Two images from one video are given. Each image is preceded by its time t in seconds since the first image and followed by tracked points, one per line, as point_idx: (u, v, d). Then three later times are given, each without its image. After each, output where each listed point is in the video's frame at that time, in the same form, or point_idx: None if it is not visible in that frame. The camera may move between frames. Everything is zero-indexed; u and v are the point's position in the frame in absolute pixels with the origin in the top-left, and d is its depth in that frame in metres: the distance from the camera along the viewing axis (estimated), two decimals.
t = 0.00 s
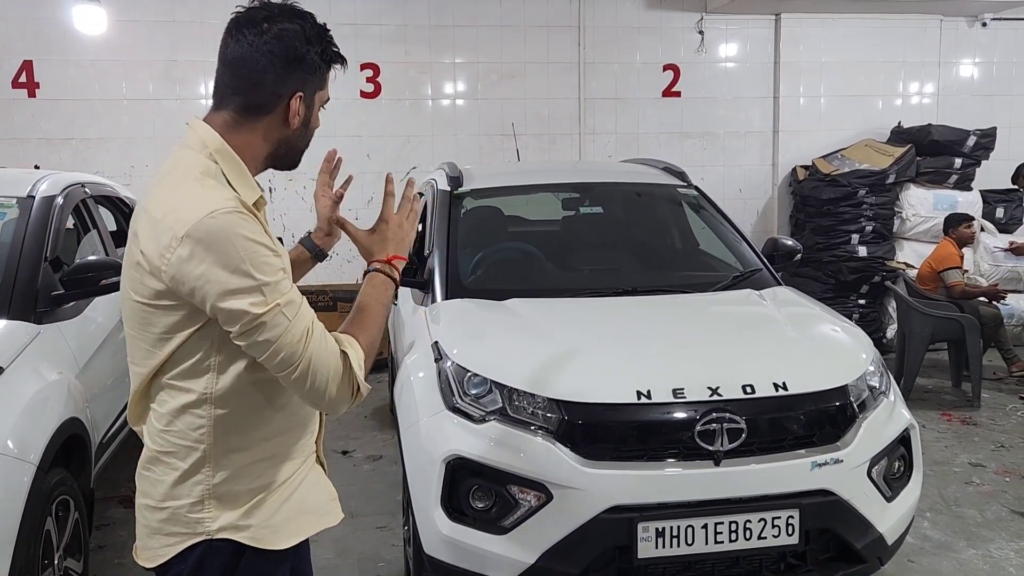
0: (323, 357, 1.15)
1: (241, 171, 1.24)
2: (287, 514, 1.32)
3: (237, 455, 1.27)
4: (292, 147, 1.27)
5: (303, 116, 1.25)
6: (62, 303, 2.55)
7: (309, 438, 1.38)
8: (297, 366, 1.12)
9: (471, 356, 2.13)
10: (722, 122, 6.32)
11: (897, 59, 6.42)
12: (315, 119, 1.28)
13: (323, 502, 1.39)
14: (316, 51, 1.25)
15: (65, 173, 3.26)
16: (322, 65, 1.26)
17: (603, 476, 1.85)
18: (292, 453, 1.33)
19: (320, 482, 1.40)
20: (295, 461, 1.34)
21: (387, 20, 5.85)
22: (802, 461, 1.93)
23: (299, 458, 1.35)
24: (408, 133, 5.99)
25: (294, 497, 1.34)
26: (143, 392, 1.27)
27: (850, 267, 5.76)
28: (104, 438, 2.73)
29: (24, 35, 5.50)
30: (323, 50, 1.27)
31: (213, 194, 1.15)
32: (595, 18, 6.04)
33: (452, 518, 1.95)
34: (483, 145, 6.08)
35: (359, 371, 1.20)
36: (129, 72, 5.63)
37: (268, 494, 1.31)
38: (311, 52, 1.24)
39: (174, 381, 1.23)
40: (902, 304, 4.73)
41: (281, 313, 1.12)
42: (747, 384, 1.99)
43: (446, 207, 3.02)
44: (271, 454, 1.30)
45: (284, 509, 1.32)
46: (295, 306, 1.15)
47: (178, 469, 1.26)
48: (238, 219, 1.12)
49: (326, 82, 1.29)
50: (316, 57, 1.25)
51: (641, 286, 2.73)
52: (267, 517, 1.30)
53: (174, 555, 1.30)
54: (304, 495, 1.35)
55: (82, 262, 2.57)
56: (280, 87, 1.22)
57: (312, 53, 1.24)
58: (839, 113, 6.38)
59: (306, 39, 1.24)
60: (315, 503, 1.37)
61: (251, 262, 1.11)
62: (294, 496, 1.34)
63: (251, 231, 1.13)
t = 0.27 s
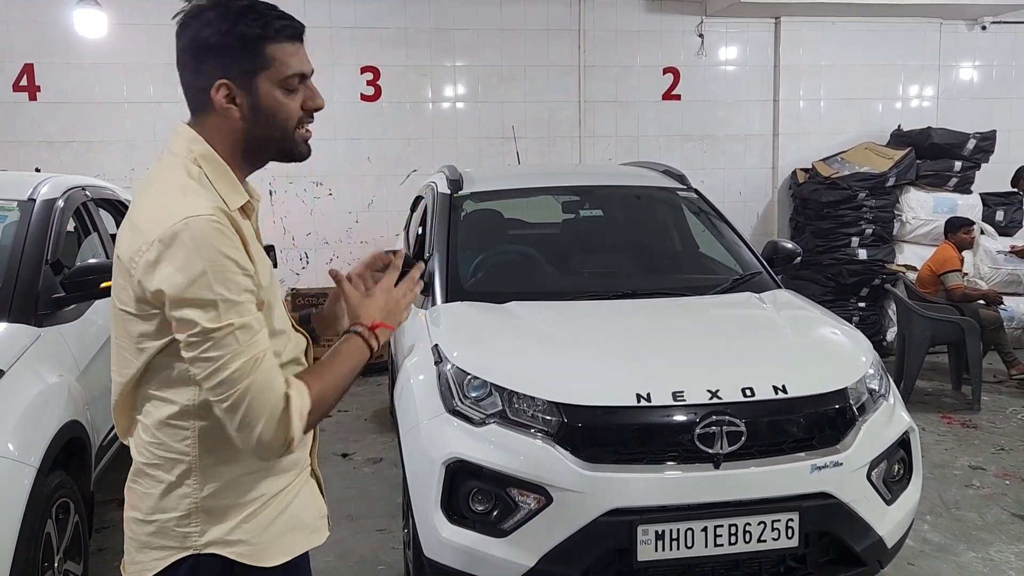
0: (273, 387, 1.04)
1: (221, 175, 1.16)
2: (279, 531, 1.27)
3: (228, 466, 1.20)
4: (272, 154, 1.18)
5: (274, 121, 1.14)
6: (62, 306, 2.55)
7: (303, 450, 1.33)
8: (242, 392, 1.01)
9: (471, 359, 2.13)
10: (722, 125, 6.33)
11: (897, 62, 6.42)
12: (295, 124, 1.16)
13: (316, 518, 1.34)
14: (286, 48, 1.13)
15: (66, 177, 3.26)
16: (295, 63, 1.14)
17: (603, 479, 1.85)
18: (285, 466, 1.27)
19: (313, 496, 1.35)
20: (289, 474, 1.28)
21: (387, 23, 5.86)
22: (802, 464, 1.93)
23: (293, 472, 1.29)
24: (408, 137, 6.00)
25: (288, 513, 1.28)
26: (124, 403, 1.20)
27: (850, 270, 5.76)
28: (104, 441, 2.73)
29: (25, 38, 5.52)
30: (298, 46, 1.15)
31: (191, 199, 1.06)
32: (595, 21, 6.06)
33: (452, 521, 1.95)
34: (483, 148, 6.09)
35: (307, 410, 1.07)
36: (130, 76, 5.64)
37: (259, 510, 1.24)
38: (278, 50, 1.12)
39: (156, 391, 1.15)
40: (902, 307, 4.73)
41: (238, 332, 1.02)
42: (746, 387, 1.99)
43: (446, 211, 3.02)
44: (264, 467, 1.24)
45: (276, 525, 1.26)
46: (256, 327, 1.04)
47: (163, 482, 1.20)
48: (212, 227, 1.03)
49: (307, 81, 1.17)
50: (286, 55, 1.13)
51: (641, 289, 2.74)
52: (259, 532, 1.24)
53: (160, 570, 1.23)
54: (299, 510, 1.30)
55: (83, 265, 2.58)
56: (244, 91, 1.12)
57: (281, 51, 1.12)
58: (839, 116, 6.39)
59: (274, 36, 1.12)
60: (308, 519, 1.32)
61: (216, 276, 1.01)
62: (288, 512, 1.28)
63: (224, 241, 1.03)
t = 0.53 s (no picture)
0: (124, 407, 1.05)
1: (180, 175, 1.23)
2: (233, 553, 1.26)
3: (183, 481, 1.20)
4: (210, 154, 1.25)
5: (204, 119, 1.22)
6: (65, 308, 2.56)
7: (280, 476, 1.33)
8: (87, 393, 1.04)
9: (473, 361, 2.13)
10: (724, 128, 6.33)
11: (899, 66, 6.42)
12: (224, 124, 1.22)
13: (285, 546, 1.35)
14: (226, 51, 1.21)
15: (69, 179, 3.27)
16: (231, 65, 1.22)
17: (605, 482, 1.85)
18: (249, 488, 1.27)
19: (288, 524, 1.36)
20: (258, 497, 1.29)
21: (389, 26, 5.87)
22: (804, 467, 1.93)
23: (262, 496, 1.30)
24: (410, 139, 6.01)
25: (249, 537, 1.28)
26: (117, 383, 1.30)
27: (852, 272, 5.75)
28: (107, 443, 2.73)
29: (28, 41, 5.53)
30: (241, 50, 1.22)
31: (124, 197, 1.12)
32: (597, 24, 6.06)
33: (453, 524, 1.95)
34: (485, 150, 6.09)
35: (152, 440, 1.06)
36: (132, 78, 5.65)
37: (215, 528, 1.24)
38: (216, 51, 1.21)
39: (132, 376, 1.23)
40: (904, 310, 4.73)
41: (113, 340, 1.04)
42: (748, 390, 1.99)
43: (448, 214, 3.03)
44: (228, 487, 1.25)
45: (236, 547, 1.26)
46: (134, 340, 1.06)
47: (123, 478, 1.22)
48: (119, 229, 1.06)
49: (245, 84, 1.23)
50: (225, 57, 1.21)
51: (643, 291, 2.74)
52: (214, 552, 1.24)
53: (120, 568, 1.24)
54: (265, 535, 1.31)
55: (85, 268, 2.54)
56: (187, 91, 1.24)
57: (219, 52, 1.21)
58: (841, 119, 6.39)
59: (218, 40, 1.22)
60: (275, 546, 1.33)
61: (106, 279, 1.04)
62: (251, 535, 1.28)
63: (129, 245, 1.06)
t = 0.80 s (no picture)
0: (56, 396, 1.09)
1: (166, 177, 1.28)
2: (184, 566, 1.26)
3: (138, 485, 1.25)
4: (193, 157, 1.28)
5: (185, 121, 1.26)
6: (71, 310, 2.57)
7: (246, 490, 1.30)
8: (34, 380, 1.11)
9: (477, 364, 2.13)
10: (729, 131, 6.33)
11: (904, 69, 6.41)
12: (202, 125, 1.25)
13: (251, 563, 1.31)
14: (205, 52, 1.25)
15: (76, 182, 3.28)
16: (209, 66, 1.25)
17: (609, 485, 1.85)
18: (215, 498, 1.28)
19: (257, 540, 1.32)
20: (217, 509, 1.28)
21: (394, 29, 5.88)
22: (809, 471, 1.93)
23: (223, 508, 1.28)
24: (415, 142, 6.02)
25: (204, 550, 1.27)
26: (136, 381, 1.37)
27: (858, 276, 5.74)
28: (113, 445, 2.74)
29: (34, 45, 5.56)
30: (220, 51, 1.25)
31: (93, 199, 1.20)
32: (602, 28, 6.07)
33: (457, 526, 1.95)
34: (490, 153, 6.10)
35: (75, 431, 1.08)
36: (138, 81, 5.67)
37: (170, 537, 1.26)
38: (197, 52, 1.25)
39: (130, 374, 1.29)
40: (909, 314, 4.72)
41: (54, 332, 1.10)
42: (752, 394, 1.99)
43: (452, 217, 3.04)
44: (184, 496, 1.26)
45: (191, 559, 1.26)
46: (73, 333, 1.11)
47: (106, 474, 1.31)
48: (72, 228, 1.13)
49: (223, 86, 1.26)
50: (205, 57, 1.25)
51: (647, 295, 2.74)
52: (164, 562, 1.25)
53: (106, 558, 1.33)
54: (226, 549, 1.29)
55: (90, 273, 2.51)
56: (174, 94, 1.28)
57: (199, 54, 1.25)
58: (846, 122, 6.38)
59: (200, 41, 1.25)
60: (237, 561, 1.30)
61: (55, 273, 1.11)
62: (208, 547, 1.28)
63: (80, 241, 1.13)
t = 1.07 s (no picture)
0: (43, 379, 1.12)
1: (174, 179, 1.31)
2: (179, 564, 1.26)
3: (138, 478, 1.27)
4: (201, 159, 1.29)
5: (192, 123, 1.27)
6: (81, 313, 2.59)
7: (239, 491, 1.29)
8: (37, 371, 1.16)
9: (485, 368, 2.13)
10: (737, 134, 6.32)
11: (913, 73, 6.39)
12: (209, 128, 1.26)
13: (242, 566, 1.29)
14: (212, 55, 1.26)
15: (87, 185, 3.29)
16: (216, 70, 1.26)
17: (617, 488, 1.84)
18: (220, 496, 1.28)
19: (250, 542, 1.30)
20: (210, 509, 1.28)
21: (403, 33, 5.90)
22: (817, 476, 1.92)
23: (215, 509, 1.28)
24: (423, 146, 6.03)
25: (194, 550, 1.27)
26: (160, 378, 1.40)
27: (867, 280, 5.72)
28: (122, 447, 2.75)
29: (46, 48, 5.60)
30: (226, 55, 1.26)
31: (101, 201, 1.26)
32: (609, 32, 6.07)
33: (464, 530, 1.95)
34: (499, 157, 6.11)
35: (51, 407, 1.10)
36: (149, 85, 5.71)
37: (166, 532, 1.27)
38: (205, 57, 1.26)
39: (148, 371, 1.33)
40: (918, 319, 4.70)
41: (53, 320, 1.15)
42: (761, 398, 1.98)
43: (460, 220, 3.04)
44: (178, 495, 1.26)
45: (181, 559, 1.26)
46: (68, 322, 1.15)
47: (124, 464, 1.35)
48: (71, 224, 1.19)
49: (229, 89, 1.26)
50: (211, 61, 1.26)
51: (655, 298, 2.74)
52: (155, 559, 1.26)
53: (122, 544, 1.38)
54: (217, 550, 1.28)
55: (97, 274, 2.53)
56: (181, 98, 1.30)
57: (207, 58, 1.26)
58: (855, 126, 6.36)
59: (206, 45, 1.26)
60: (228, 563, 1.28)
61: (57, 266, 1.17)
62: (199, 547, 1.27)
63: (77, 234, 1.18)
